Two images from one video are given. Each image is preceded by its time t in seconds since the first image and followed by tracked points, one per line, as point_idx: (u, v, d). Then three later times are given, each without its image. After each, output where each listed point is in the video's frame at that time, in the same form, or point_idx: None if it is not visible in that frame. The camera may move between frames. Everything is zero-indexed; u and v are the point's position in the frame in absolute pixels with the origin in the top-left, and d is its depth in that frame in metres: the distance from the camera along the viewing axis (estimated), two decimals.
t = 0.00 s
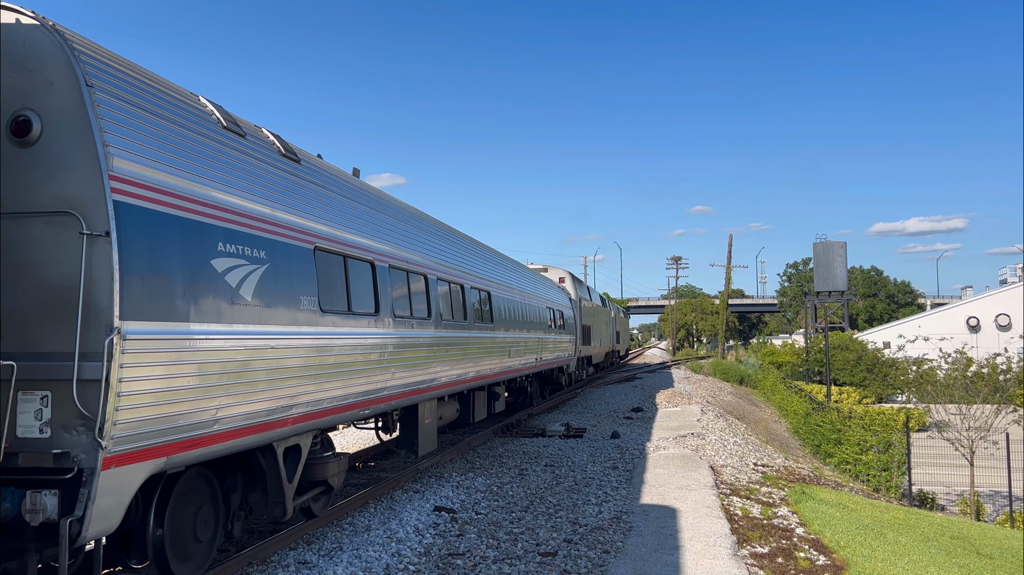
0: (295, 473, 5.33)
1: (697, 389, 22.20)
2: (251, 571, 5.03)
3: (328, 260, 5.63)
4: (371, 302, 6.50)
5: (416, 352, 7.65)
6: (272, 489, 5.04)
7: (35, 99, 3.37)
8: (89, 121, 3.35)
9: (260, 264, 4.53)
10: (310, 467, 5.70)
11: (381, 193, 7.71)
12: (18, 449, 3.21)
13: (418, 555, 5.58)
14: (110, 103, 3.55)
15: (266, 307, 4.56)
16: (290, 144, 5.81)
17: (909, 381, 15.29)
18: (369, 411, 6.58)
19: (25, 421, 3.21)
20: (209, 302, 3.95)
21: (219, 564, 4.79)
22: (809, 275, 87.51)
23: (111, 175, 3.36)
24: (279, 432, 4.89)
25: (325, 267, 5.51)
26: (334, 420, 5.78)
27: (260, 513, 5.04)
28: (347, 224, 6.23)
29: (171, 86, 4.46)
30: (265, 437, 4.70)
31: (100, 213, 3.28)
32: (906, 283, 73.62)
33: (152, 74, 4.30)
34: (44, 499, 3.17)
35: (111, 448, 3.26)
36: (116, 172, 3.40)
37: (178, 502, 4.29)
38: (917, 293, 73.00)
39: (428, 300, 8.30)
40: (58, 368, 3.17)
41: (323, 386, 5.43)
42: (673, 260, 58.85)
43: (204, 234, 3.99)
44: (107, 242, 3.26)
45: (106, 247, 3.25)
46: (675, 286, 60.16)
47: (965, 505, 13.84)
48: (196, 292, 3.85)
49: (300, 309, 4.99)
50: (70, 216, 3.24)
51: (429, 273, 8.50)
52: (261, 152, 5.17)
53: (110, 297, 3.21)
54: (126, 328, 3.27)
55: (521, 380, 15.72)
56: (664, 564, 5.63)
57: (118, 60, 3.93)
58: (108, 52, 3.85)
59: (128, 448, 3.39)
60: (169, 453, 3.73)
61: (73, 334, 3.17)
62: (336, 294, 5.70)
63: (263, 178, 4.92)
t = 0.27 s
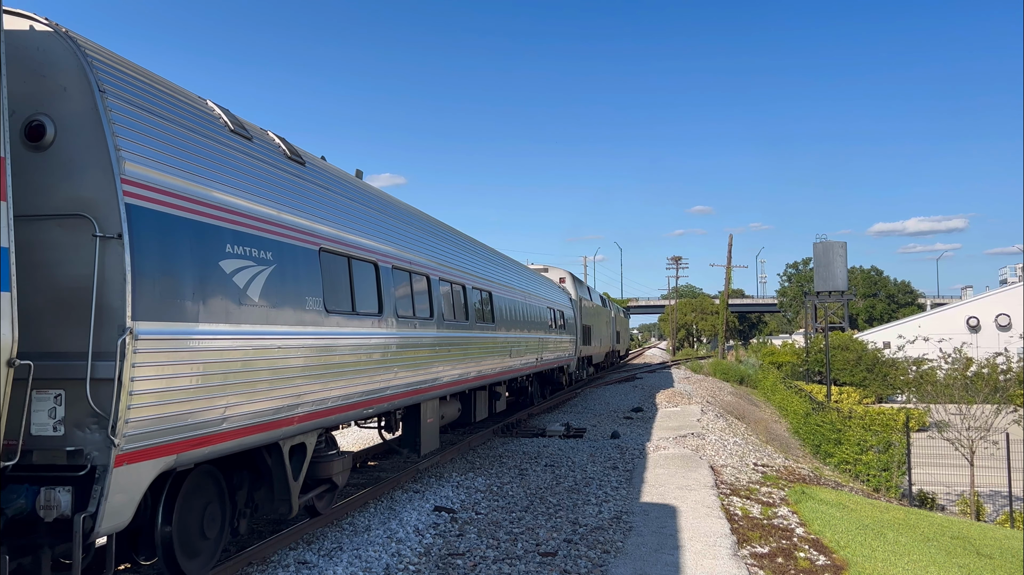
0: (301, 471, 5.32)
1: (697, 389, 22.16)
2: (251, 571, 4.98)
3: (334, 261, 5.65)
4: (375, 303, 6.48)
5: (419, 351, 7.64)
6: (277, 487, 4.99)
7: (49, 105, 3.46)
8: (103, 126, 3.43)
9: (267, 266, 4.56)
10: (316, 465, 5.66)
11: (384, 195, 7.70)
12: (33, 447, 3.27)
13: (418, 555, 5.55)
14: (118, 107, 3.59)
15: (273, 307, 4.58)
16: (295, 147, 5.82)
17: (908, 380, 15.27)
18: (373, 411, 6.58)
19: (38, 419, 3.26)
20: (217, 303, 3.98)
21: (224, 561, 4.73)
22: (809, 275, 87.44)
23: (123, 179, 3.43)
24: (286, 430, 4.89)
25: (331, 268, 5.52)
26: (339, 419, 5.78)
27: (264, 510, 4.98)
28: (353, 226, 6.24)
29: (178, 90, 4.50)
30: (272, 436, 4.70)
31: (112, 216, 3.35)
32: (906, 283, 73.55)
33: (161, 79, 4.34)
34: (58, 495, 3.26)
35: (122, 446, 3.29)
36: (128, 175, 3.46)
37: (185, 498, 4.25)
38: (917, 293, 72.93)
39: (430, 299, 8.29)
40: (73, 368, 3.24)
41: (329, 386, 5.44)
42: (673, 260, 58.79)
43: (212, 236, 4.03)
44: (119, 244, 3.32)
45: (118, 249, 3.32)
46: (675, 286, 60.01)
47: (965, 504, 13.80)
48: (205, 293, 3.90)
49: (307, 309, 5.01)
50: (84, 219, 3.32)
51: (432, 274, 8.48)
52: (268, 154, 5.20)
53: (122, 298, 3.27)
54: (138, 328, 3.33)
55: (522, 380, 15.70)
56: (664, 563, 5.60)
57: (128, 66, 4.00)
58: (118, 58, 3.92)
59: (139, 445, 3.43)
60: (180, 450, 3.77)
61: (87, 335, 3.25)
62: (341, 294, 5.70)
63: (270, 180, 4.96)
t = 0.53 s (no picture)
0: (306, 470, 5.33)
1: (697, 389, 22.15)
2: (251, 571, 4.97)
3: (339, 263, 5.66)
4: (378, 303, 6.48)
5: (422, 351, 7.64)
6: (283, 484, 5.05)
7: (64, 110, 3.48)
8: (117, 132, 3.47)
9: (273, 267, 4.60)
10: (320, 463, 5.76)
11: (387, 197, 7.69)
12: (48, 444, 3.28)
13: (418, 555, 5.54)
14: (130, 112, 3.61)
15: (280, 309, 4.61)
16: (301, 149, 5.80)
17: (908, 381, 15.27)
18: (377, 410, 6.59)
19: (54, 418, 3.28)
20: (224, 304, 4.02)
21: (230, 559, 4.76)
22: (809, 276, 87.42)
23: (135, 184, 3.47)
24: (291, 429, 4.90)
25: (336, 269, 5.53)
26: (343, 419, 5.77)
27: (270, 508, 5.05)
28: (358, 228, 6.26)
29: (187, 93, 4.51)
30: (278, 434, 4.72)
31: (125, 219, 3.40)
32: (906, 283, 73.56)
33: (170, 83, 4.36)
34: (73, 492, 3.26)
35: (136, 442, 3.33)
36: (139, 180, 3.51)
37: (193, 495, 4.28)
38: (917, 293, 72.92)
39: (432, 299, 8.29)
40: (86, 367, 3.27)
41: (335, 386, 5.46)
42: (673, 260, 58.79)
43: (220, 239, 4.08)
44: (132, 247, 3.37)
45: (131, 251, 3.37)
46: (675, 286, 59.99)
47: (965, 504, 13.81)
48: (213, 294, 3.93)
49: (312, 310, 5.04)
50: (98, 222, 3.36)
51: (434, 275, 8.48)
52: (275, 157, 5.21)
53: (135, 299, 3.32)
54: (151, 328, 3.39)
55: (522, 380, 15.70)
56: (664, 563, 5.60)
57: (139, 71, 4.03)
58: (129, 64, 3.95)
59: (152, 443, 3.47)
60: (190, 448, 3.79)
61: (100, 334, 3.28)
62: (345, 294, 5.71)
63: (277, 183, 4.99)
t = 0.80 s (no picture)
0: (312, 467, 5.34)
1: (697, 389, 22.15)
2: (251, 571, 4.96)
3: (344, 264, 5.67)
4: (383, 304, 6.49)
5: (425, 350, 7.65)
6: (290, 482, 5.05)
7: (78, 115, 3.52)
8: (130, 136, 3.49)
9: (283, 269, 4.62)
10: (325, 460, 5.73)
11: (391, 199, 7.70)
12: (64, 441, 3.31)
13: (418, 555, 5.54)
14: (143, 117, 3.63)
15: (288, 310, 4.64)
16: (307, 153, 5.81)
17: (908, 380, 15.27)
18: (382, 410, 6.60)
19: (69, 416, 3.30)
20: (235, 305, 4.04)
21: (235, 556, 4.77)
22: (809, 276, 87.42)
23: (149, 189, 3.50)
24: (299, 427, 4.92)
25: (342, 270, 5.55)
26: (349, 419, 5.79)
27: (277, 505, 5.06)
28: (363, 230, 6.27)
29: (197, 98, 4.52)
30: (285, 433, 4.74)
31: (139, 221, 3.43)
32: (906, 283, 73.55)
33: (180, 89, 4.37)
34: (88, 488, 3.33)
35: (150, 438, 3.36)
36: (153, 184, 3.54)
37: (202, 492, 4.29)
38: (917, 293, 72.92)
39: (435, 300, 8.30)
40: (102, 366, 3.29)
41: (340, 387, 5.48)
42: (673, 260, 58.77)
43: (231, 241, 4.10)
44: (146, 249, 3.40)
45: (145, 253, 3.40)
46: (675, 286, 59.98)
47: (965, 504, 13.82)
48: (225, 295, 3.96)
49: (319, 310, 5.06)
50: (113, 225, 3.39)
51: (437, 275, 8.48)
52: (282, 161, 5.22)
53: (149, 299, 3.35)
54: (164, 328, 3.42)
55: (523, 380, 15.70)
56: (664, 563, 5.59)
57: (151, 76, 4.05)
58: (141, 69, 3.97)
59: (166, 439, 3.50)
60: (202, 445, 3.82)
61: (115, 334, 3.31)
62: (351, 294, 5.72)
63: (285, 187, 5.01)
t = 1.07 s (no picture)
0: (319, 465, 5.38)
1: (697, 389, 22.14)
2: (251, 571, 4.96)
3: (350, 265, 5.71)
4: (386, 304, 6.51)
5: (428, 349, 7.67)
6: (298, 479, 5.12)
7: (94, 122, 3.64)
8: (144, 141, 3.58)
9: (291, 270, 4.68)
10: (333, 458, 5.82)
11: (395, 201, 7.73)
12: (81, 438, 3.42)
13: (418, 555, 5.54)
14: (156, 123, 3.72)
15: (297, 311, 4.70)
16: (314, 156, 5.87)
17: (908, 380, 15.26)
18: (386, 410, 6.64)
19: (86, 413, 3.41)
20: (245, 306, 4.11)
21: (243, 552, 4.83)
22: (809, 275, 87.34)
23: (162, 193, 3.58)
24: (307, 426, 4.99)
25: (349, 271, 5.60)
26: (355, 418, 5.86)
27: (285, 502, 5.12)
28: (369, 232, 6.32)
29: (207, 104, 4.60)
30: (293, 431, 4.80)
31: (154, 225, 3.52)
32: (906, 283, 73.54)
33: (191, 94, 4.45)
34: (105, 483, 3.41)
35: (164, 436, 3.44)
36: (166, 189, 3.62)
37: (211, 489, 4.35)
38: (917, 293, 72.90)
39: (438, 300, 8.30)
40: (118, 365, 3.39)
41: (347, 387, 5.54)
42: (673, 260, 58.75)
43: (242, 243, 4.18)
44: (161, 251, 3.49)
45: (159, 255, 3.49)
46: (675, 286, 59.98)
47: (965, 504, 13.83)
48: (236, 297, 4.03)
49: (326, 311, 5.12)
50: (128, 228, 3.49)
51: (439, 275, 8.49)
52: (290, 164, 5.29)
53: (164, 301, 3.43)
54: (179, 329, 3.52)
55: (524, 380, 15.70)
56: (664, 563, 5.59)
57: (163, 82, 4.14)
58: (154, 76, 4.06)
59: (178, 437, 3.58)
60: (213, 443, 3.89)
61: (130, 335, 3.41)
62: (357, 294, 5.77)
63: (293, 190, 5.08)
